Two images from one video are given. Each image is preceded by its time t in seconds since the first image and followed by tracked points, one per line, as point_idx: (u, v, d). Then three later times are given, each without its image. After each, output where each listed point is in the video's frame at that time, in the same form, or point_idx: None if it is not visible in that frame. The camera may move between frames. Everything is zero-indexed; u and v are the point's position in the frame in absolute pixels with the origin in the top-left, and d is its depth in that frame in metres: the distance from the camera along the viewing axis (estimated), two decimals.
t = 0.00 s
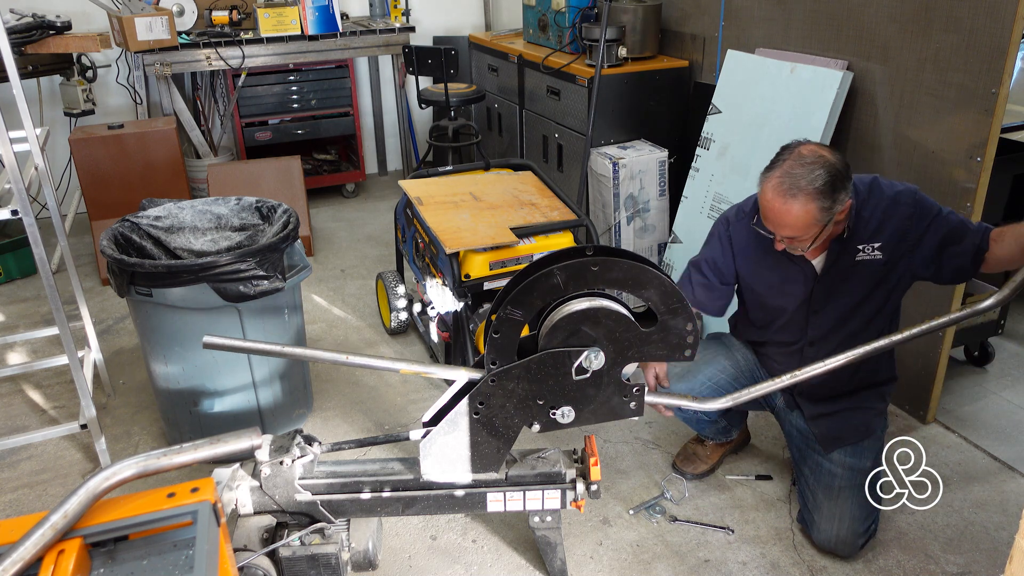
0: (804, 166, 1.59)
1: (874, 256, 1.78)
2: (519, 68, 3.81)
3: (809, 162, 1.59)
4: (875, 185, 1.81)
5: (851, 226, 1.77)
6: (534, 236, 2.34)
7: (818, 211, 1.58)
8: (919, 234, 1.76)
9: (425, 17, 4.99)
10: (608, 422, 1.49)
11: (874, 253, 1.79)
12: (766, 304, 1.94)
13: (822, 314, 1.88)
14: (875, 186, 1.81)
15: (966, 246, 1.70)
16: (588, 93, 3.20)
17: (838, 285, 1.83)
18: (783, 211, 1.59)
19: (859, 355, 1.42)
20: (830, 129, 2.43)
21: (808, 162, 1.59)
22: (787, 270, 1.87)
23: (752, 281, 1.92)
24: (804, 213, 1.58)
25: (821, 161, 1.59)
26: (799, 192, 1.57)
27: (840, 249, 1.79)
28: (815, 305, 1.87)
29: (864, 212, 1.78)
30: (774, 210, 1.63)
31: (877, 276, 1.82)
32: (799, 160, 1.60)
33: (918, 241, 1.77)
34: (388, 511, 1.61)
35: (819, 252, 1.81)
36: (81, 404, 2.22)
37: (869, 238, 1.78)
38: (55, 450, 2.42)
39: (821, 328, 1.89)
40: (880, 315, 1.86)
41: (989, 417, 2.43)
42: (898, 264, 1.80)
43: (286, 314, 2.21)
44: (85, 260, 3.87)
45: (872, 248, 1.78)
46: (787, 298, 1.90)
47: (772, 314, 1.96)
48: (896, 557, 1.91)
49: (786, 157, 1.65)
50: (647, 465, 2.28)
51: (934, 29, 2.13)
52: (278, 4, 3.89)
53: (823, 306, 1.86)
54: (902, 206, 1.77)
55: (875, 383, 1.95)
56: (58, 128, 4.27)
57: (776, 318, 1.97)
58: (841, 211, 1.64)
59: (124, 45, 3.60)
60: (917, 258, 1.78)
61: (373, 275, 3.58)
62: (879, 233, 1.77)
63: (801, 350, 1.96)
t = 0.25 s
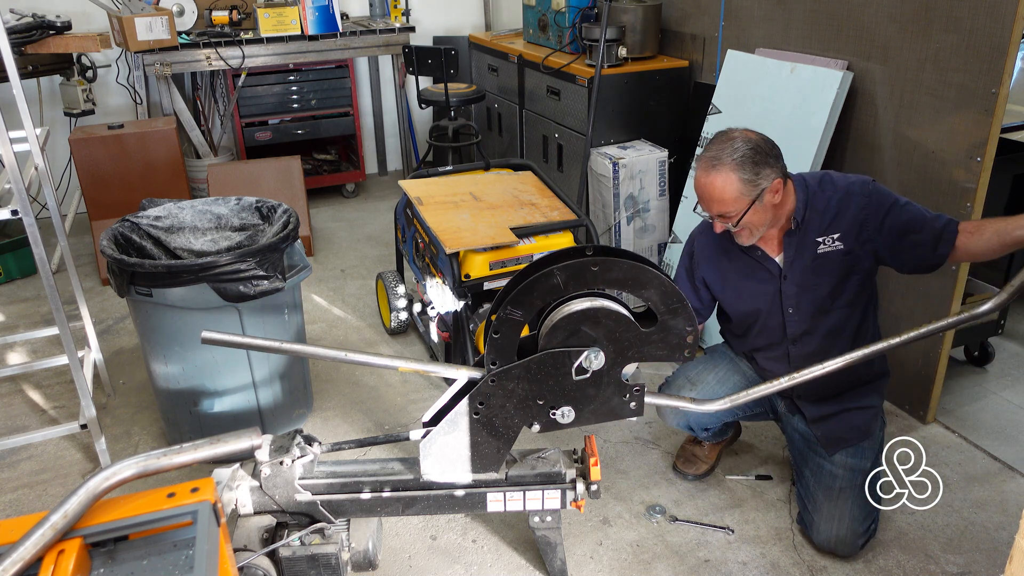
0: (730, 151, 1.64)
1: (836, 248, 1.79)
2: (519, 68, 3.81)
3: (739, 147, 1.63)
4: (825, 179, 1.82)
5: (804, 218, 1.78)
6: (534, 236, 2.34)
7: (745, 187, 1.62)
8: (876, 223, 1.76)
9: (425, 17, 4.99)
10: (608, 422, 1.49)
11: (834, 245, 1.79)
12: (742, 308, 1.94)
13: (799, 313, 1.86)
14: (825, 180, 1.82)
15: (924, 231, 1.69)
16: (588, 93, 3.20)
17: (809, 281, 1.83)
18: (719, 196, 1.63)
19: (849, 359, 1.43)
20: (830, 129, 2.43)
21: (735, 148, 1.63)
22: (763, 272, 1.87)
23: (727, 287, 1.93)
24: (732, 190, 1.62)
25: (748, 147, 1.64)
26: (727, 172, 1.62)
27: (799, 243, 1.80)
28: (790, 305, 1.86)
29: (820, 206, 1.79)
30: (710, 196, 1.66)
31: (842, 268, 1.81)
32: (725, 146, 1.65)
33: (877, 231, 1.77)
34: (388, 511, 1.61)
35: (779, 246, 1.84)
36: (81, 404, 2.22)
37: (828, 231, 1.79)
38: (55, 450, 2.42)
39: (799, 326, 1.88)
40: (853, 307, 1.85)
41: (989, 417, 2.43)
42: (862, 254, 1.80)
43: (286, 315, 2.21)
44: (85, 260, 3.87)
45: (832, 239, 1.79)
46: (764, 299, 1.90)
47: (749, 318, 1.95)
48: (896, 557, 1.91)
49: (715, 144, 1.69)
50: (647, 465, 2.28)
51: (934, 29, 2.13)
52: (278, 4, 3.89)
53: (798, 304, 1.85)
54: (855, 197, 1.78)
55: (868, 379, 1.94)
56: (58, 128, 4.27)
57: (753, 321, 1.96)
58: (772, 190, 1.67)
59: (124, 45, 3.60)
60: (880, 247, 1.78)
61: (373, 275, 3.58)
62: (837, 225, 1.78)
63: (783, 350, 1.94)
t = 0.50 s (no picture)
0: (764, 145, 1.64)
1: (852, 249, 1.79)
2: (519, 68, 3.82)
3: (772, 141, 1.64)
4: (846, 178, 1.81)
5: (824, 219, 1.78)
6: (534, 236, 2.34)
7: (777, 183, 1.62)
8: (895, 227, 1.77)
9: (425, 17, 4.99)
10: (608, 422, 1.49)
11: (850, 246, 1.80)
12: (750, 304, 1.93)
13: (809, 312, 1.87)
14: (846, 180, 1.81)
15: (943, 240, 1.71)
16: (588, 93, 3.20)
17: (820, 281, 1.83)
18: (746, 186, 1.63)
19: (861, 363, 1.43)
20: (830, 129, 2.44)
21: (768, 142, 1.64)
22: (774, 270, 1.87)
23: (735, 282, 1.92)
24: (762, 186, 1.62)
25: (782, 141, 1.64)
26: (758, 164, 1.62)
27: (816, 243, 1.80)
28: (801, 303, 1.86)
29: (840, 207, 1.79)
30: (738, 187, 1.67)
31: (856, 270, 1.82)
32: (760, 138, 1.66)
33: (895, 236, 1.78)
34: (388, 511, 1.61)
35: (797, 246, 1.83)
36: (81, 404, 2.22)
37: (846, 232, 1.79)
38: (55, 450, 2.42)
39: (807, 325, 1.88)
40: (864, 311, 1.86)
41: (989, 417, 2.43)
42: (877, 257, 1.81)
43: (286, 315, 2.21)
44: (85, 260, 3.87)
45: (850, 242, 1.79)
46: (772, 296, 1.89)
47: (759, 315, 1.95)
48: (896, 557, 1.91)
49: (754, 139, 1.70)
50: (647, 465, 2.28)
51: (934, 29, 2.13)
52: (278, 4, 3.89)
53: (808, 304, 1.86)
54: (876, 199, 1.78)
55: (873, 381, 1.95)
56: (58, 128, 4.27)
57: (760, 318, 1.96)
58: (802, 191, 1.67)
59: (124, 45, 3.60)
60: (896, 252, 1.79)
61: (373, 275, 3.58)
62: (855, 227, 1.78)
63: (790, 349, 1.94)
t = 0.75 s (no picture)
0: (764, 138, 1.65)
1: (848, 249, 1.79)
2: (519, 68, 3.82)
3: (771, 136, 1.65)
4: (845, 179, 1.82)
5: (821, 219, 1.78)
6: (533, 236, 2.34)
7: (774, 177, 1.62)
8: (892, 228, 1.77)
9: (425, 17, 4.99)
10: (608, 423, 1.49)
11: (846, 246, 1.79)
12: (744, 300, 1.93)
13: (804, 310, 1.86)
14: (845, 180, 1.82)
15: (942, 240, 1.70)
16: (588, 93, 3.20)
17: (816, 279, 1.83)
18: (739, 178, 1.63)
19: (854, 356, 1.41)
20: (830, 129, 2.44)
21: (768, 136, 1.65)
22: (768, 267, 1.86)
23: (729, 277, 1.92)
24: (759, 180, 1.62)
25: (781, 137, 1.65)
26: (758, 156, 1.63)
27: (813, 242, 1.80)
28: (796, 301, 1.86)
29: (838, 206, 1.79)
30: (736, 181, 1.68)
31: (851, 271, 1.82)
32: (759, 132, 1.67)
33: (893, 236, 1.77)
34: (388, 512, 1.61)
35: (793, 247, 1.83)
36: (81, 404, 2.22)
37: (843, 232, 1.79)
38: (55, 450, 2.42)
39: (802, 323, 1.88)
40: (858, 312, 1.86)
41: (989, 417, 2.43)
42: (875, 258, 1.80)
43: (286, 315, 2.21)
44: (85, 260, 3.87)
45: (846, 242, 1.79)
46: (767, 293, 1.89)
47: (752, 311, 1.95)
48: (896, 557, 1.91)
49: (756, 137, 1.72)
50: (647, 465, 2.28)
51: (934, 29, 2.13)
52: (278, 4, 3.89)
53: (803, 301, 1.85)
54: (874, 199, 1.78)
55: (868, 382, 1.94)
56: (58, 128, 4.27)
57: (754, 315, 1.96)
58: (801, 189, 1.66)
59: (124, 45, 3.60)
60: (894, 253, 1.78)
61: (373, 275, 3.58)
62: (853, 227, 1.78)
63: (783, 346, 1.95)
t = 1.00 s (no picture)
0: (816, 152, 1.61)
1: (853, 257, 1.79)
2: (519, 68, 3.81)
3: (821, 151, 1.61)
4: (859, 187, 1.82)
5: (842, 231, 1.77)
6: (534, 236, 2.34)
7: (819, 197, 1.58)
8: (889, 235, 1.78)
9: (425, 17, 4.99)
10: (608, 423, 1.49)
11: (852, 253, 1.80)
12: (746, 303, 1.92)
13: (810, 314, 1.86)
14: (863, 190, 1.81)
15: (955, 247, 1.71)
16: (588, 93, 3.20)
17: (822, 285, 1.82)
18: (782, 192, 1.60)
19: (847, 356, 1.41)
20: (830, 129, 2.44)
21: (818, 150, 1.61)
22: (781, 274, 1.85)
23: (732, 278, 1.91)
24: (804, 202, 1.59)
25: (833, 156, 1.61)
26: (803, 173, 1.59)
27: (831, 253, 1.79)
28: (807, 308, 1.85)
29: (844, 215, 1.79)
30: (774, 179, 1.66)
31: (864, 281, 1.82)
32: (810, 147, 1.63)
33: (907, 246, 1.77)
34: (388, 511, 1.61)
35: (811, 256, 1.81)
36: (81, 404, 2.22)
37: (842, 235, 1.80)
38: (55, 450, 2.42)
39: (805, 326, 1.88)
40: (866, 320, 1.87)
41: (989, 417, 2.43)
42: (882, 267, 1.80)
43: (286, 315, 2.21)
44: (85, 260, 3.87)
45: (863, 253, 1.79)
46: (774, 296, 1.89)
47: (758, 316, 1.94)
48: (896, 557, 1.91)
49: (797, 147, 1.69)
50: (647, 465, 2.28)
51: (934, 29, 2.13)
52: (278, 4, 3.89)
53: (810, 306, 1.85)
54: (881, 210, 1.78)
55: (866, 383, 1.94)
56: (58, 128, 4.27)
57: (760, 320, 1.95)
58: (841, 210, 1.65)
59: (124, 45, 3.60)
60: (898, 263, 1.79)
61: (373, 275, 3.58)
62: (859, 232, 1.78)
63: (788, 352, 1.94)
